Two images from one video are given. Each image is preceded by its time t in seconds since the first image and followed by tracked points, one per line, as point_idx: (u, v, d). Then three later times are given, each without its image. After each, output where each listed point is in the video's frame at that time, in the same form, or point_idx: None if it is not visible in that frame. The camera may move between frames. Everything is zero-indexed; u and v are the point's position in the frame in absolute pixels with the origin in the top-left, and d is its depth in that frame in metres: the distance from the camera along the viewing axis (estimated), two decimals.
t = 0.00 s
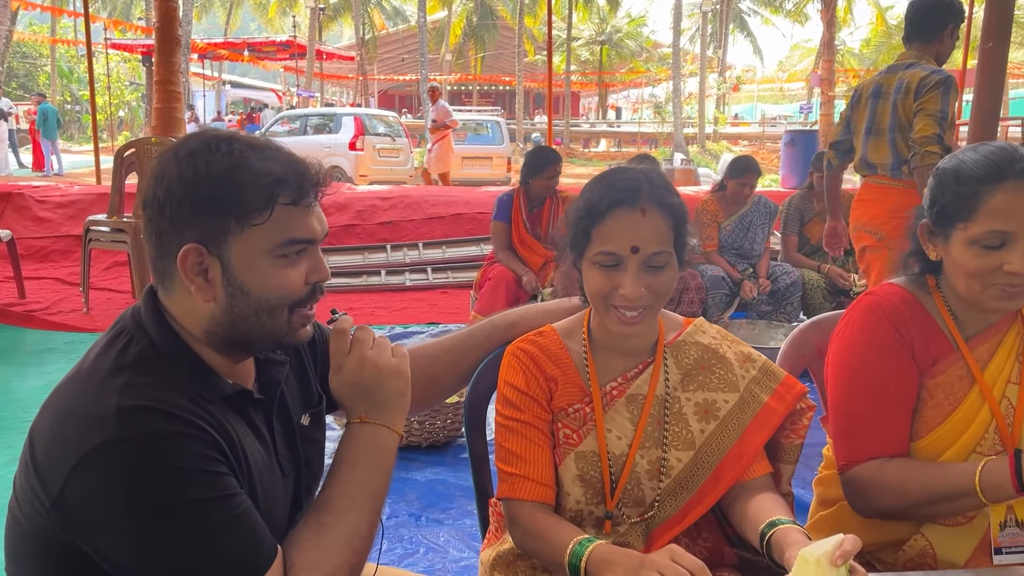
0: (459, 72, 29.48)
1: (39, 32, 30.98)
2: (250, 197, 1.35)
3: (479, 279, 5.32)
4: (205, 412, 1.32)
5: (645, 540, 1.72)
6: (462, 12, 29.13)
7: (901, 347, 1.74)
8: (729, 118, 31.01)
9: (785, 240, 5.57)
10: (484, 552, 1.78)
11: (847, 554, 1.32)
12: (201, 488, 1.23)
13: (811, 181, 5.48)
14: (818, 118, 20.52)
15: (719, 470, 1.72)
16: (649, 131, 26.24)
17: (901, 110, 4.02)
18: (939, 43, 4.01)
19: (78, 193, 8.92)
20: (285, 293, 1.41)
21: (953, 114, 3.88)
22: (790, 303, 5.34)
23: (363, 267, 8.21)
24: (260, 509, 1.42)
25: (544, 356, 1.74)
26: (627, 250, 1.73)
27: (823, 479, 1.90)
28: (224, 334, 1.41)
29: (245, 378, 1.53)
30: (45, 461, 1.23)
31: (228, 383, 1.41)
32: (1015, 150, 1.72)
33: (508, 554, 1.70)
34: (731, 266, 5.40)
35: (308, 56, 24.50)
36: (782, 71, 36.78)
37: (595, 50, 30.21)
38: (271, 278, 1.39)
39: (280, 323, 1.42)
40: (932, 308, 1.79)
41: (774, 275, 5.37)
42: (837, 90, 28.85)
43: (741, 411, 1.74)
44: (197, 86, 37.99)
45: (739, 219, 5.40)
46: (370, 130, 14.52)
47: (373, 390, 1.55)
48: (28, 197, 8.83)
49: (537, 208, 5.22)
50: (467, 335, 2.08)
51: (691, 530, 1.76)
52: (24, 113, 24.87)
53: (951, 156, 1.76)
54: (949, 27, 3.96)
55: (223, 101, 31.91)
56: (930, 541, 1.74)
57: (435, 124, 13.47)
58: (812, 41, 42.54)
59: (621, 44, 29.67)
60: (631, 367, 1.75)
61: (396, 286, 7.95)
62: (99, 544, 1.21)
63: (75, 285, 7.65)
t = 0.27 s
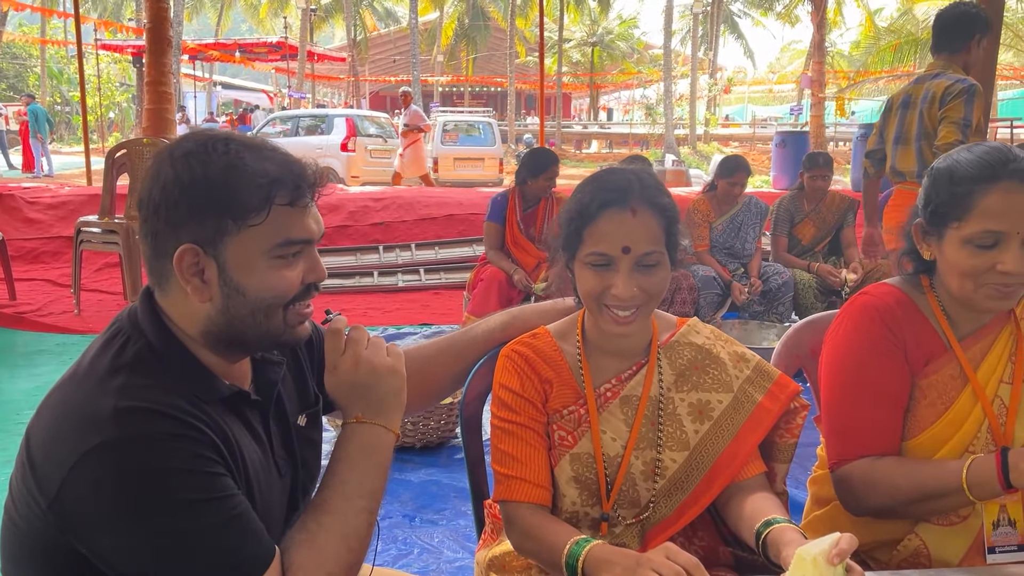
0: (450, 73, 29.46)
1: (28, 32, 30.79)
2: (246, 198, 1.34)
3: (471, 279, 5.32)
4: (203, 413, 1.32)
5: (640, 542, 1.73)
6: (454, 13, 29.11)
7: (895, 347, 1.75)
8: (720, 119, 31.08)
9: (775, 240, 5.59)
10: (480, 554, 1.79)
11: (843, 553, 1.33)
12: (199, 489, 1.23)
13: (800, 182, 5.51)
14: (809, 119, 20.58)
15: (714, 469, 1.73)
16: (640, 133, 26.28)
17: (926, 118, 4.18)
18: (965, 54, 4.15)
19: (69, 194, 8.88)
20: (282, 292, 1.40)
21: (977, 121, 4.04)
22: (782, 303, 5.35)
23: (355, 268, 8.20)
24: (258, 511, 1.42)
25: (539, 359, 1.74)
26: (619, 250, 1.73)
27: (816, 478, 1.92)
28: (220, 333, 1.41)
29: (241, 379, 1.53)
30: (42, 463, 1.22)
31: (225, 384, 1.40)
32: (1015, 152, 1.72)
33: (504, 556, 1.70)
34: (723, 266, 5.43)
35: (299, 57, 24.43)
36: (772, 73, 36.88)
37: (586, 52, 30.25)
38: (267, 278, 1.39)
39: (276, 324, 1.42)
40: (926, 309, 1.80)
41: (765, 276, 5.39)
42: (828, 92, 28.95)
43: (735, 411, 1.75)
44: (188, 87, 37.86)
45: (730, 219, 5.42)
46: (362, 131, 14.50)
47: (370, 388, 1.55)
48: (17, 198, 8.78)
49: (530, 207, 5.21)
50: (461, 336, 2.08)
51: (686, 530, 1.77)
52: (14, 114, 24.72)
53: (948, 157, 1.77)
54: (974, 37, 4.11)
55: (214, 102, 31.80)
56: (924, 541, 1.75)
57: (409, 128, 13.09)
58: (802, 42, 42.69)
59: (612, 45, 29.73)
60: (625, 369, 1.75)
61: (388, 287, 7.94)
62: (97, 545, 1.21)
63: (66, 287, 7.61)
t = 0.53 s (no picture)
0: (445, 75, 29.47)
1: (20, 33, 30.65)
2: (240, 195, 1.34)
3: (467, 280, 5.31)
4: (198, 407, 1.32)
5: (636, 540, 1.73)
6: (448, 15, 29.12)
7: (886, 346, 1.76)
8: (713, 121, 31.15)
9: (770, 242, 5.61)
10: (477, 553, 1.79)
11: (837, 550, 1.34)
12: (195, 477, 1.23)
13: (793, 183, 5.53)
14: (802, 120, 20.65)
15: (710, 466, 1.73)
16: (634, 134, 26.33)
17: (959, 113, 4.40)
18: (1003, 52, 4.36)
19: (62, 195, 8.85)
20: (275, 289, 1.40)
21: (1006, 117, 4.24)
22: (776, 304, 5.37)
23: (350, 269, 8.18)
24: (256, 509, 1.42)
25: (533, 358, 1.74)
26: (610, 247, 1.74)
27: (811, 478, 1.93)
28: (213, 332, 1.40)
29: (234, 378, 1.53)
30: (37, 463, 1.23)
31: (218, 382, 1.41)
32: (1007, 154, 1.73)
33: (501, 555, 1.70)
34: (718, 268, 5.44)
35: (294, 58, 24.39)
36: (766, 74, 37.00)
37: (580, 53, 30.31)
38: (260, 276, 1.38)
39: (270, 320, 1.42)
40: (921, 307, 1.81)
41: (760, 276, 5.41)
42: (821, 93, 29.06)
43: (730, 408, 1.75)
44: (181, 88, 37.76)
45: (726, 221, 5.43)
46: (355, 133, 14.50)
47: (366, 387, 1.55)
48: (10, 199, 8.74)
49: (525, 209, 5.21)
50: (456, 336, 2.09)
51: (682, 530, 1.78)
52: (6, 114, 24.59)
53: (941, 157, 1.79)
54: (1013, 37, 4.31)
55: (207, 103, 31.73)
56: (919, 540, 1.76)
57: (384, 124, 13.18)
58: (795, 44, 42.83)
59: (607, 47, 29.79)
60: (619, 368, 1.76)
61: (383, 288, 7.93)
62: (95, 540, 1.22)
63: (59, 288, 7.58)
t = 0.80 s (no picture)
0: (442, 77, 29.44)
1: (16, 34, 30.56)
2: (234, 189, 1.34)
3: (465, 282, 5.31)
4: (202, 392, 1.35)
5: (638, 537, 1.73)
6: (446, 17, 29.09)
7: (882, 343, 1.76)
8: (710, 123, 31.17)
9: (768, 243, 5.62)
10: (478, 552, 1.79)
11: (839, 548, 1.34)
12: (204, 446, 1.24)
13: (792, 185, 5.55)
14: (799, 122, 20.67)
15: (710, 463, 1.74)
16: (631, 136, 26.33)
17: (1005, 119, 4.20)
18: None
19: (59, 195, 8.83)
20: (272, 282, 1.41)
21: None
22: (774, 306, 5.38)
23: (348, 271, 8.16)
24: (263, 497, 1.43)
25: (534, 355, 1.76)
26: (603, 240, 1.76)
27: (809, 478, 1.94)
28: (212, 327, 1.41)
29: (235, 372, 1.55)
30: (43, 457, 1.25)
31: (219, 375, 1.43)
32: (1002, 153, 1.74)
33: (502, 555, 1.71)
34: (716, 269, 5.46)
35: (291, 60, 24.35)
36: (762, 77, 37.03)
37: (577, 55, 30.31)
38: (256, 270, 1.39)
39: (267, 314, 1.43)
40: (919, 307, 1.81)
41: (758, 278, 5.42)
42: (818, 96, 29.09)
43: (729, 404, 1.76)
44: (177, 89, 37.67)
45: (724, 223, 5.44)
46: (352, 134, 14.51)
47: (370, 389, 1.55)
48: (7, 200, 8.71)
49: (523, 211, 5.22)
50: (456, 338, 2.13)
51: (683, 529, 1.78)
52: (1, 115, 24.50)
53: (939, 157, 1.80)
54: None
55: (204, 104, 31.71)
56: (919, 540, 1.78)
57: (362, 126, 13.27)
58: (791, 47, 42.88)
59: (604, 49, 29.81)
60: (619, 364, 1.78)
61: (380, 290, 7.91)
62: (112, 522, 1.22)
63: (56, 289, 7.56)
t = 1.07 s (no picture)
0: (441, 79, 29.43)
1: (16, 35, 30.54)
2: (245, 201, 1.33)
3: (467, 283, 5.27)
4: (223, 396, 1.37)
5: (650, 537, 1.73)
6: (445, 19, 29.05)
7: (896, 350, 1.75)
8: (709, 125, 31.17)
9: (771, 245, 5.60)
10: (490, 553, 1.79)
11: (858, 552, 1.33)
12: (225, 451, 1.27)
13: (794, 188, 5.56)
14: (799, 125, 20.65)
15: (723, 463, 1.74)
16: (630, 139, 26.32)
17: None
18: None
19: (60, 197, 8.83)
20: (281, 298, 1.40)
21: None
22: (777, 307, 5.36)
23: (349, 273, 8.14)
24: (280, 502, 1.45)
25: (547, 353, 1.79)
26: (603, 240, 1.78)
27: (822, 481, 1.92)
28: (226, 337, 1.42)
29: (251, 377, 1.57)
30: (65, 457, 1.27)
31: (240, 380, 1.45)
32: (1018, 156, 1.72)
33: (515, 554, 1.70)
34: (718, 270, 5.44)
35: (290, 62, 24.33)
36: (761, 80, 37.03)
37: (576, 58, 30.31)
38: (268, 284, 1.38)
39: (277, 328, 1.42)
40: (934, 310, 1.80)
41: (760, 279, 5.40)
42: (817, 98, 29.06)
43: (742, 406, 1.76)
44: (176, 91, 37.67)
45: (726, 223, 5.42)
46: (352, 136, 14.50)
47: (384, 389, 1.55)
48: (8, 201, 8.70)
49: (523, 215, 5.24)
50: (468, 343, 2.18)
51: (695, 530, 1.78)
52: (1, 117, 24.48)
53: (958, 159, 1.78)
54: None
55: (204, 106, 31.68)
56: (933, 544, 1.77)
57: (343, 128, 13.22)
58: (790, 49, 42.89)
59: (603, 51, 29.80)
60: (635, 362, 1.79)
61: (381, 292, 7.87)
62: (136, 525, 1.25)
63: (57, 290, 7.54)
